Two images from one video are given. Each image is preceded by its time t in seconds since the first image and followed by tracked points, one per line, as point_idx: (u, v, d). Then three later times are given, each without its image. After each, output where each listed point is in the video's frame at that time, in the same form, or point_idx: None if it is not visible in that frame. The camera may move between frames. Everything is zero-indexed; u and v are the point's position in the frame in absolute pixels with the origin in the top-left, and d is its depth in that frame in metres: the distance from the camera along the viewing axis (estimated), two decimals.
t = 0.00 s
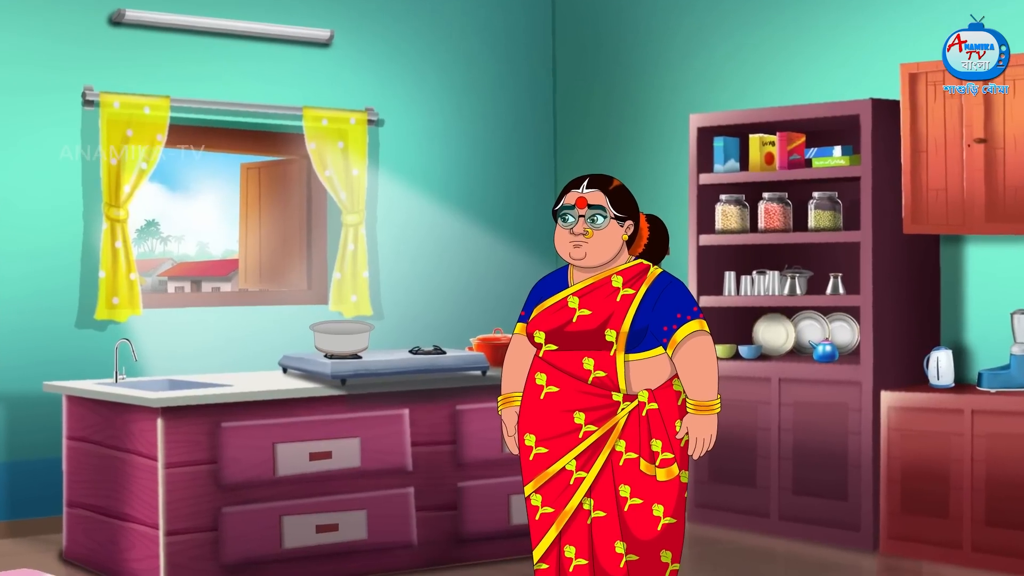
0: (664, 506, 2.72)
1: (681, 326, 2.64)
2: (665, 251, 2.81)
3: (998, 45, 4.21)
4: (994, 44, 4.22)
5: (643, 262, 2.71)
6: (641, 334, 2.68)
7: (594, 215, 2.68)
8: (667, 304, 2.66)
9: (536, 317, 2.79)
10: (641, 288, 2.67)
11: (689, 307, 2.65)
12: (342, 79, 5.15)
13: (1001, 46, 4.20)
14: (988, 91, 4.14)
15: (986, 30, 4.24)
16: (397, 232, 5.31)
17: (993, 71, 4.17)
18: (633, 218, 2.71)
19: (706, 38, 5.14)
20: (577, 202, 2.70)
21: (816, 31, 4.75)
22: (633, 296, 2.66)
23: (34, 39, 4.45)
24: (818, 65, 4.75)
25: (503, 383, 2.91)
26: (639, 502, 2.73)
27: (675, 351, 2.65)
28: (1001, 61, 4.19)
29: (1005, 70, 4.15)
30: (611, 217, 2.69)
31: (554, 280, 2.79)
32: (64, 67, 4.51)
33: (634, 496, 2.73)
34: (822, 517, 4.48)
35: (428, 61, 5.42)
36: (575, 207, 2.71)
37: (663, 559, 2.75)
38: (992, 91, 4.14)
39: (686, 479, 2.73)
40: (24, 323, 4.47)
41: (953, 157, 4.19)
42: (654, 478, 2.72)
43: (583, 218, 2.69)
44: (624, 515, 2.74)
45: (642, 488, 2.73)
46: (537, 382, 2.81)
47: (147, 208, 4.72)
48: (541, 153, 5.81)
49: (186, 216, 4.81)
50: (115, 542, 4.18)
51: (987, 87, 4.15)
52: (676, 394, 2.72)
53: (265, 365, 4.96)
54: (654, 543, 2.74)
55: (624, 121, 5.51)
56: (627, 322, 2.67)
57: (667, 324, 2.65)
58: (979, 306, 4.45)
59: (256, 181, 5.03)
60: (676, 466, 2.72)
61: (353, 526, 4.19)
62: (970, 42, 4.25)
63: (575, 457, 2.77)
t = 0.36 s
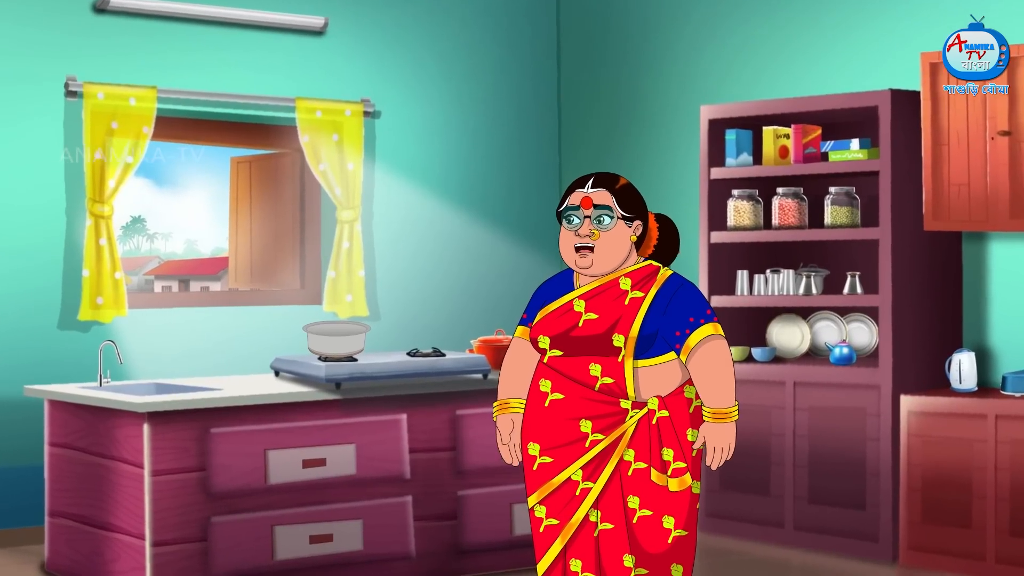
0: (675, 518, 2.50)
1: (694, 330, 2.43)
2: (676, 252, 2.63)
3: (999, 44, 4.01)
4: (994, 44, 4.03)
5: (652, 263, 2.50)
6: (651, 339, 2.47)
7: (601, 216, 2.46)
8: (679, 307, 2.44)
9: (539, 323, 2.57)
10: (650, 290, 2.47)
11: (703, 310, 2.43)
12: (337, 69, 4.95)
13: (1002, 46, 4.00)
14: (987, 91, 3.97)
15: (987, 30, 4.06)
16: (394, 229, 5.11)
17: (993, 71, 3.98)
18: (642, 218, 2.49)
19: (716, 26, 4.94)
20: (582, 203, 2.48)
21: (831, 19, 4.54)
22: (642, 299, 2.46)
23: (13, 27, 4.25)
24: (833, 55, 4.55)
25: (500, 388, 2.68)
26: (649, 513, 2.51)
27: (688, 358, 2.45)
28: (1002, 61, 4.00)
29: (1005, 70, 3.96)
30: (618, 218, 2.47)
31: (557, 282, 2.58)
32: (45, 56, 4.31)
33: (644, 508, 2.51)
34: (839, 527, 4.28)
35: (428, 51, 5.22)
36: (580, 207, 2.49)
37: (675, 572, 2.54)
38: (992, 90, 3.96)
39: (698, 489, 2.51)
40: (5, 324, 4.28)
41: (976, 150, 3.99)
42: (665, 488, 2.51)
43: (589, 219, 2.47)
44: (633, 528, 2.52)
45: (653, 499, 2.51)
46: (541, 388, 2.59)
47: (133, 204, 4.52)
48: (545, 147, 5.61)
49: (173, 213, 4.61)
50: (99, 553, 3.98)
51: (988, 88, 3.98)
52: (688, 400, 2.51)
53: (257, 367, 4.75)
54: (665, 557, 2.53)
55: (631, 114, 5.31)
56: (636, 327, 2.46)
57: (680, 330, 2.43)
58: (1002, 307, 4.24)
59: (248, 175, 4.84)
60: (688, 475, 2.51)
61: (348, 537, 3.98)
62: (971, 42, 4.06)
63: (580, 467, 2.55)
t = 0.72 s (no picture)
0: (684, 526, 2.38)
1: (703, 329, 2.33)
2: (688, 245, 2.46)
3: (999, 44, 3.88)
4: (994, 44, 3.89)
5: (660, 258, 2.40)
6: (658, 338, 2.36)
7: (608, 208, 2.37)
8: (687, 305, 2.34)
9: (543, 321, 2.46)
10: (659, 287, 2.35)
11: (712, 308, 2.33)
12: (333, 60, 4.79)
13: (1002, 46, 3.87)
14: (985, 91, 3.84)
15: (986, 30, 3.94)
16: (391, 225, 4.95)
17: (993, 71, 3.85)
18: (649, 210, 2.39)
19: (725, 16, 4.78)
20: (589, 193, 2.37)
21: (844, 8, 4.38)
22: (650, 295, 2.35)
23: None
24: (847, 46, 4.38)
25: (507, 391, 2.58)
26: (656, 521, 2.39)
27: (696, 357, 2.34)
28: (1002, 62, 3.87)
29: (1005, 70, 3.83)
30: (626, 209, 2.36)
31: (562, 278, 2.46)
32: (29, 46, 4.15)
33: (652, 515, 2.39)
34: (854, 536, 4.11)
35: (427, 42, 5.06)
36: (585, 198, 2.38)
37: None
38: (992, 90, 3.83)
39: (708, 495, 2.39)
40: None
41: (997, 143, 3.83)
42: (673, 494, 2.39)
43: (595, 211, 2.37)
44: (640, 536, 2.40)
45: (661, 506, 2.39)
46: (544, 389, 2.46)
47: (120, 200, 4.38)
48: (548, 140, 5.44)
49: (162, 210, 4.46)
50: (85, 563, 3.82)
51: (988, 87, 3.84)
52: (698, 403, 2.39)
53: (249, 370, 4.58)
54: (674, 568, 2.40)
55: (638, 107, 5.15)
56: (644, 325, 2.35)
57: (688, 327, 2.33)
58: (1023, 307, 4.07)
59: (240, 170, 4.66)
60: (697, 481, 2.38)
61: (344, 546, 3.82)
62: (970, 42, 3.93)
63: (586, 472, 2.43)
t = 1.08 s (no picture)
0: (695, 537, 2.29)
1: (715, 329, 2.23)
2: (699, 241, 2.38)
3: (999, 44, 3.71)
4: (994, 44, 3.73)
5: (671, 255, 2.31)
6: (669, 339, 2.27)
7: (615, 202, 2.28)
8: (698, 304, 2.25)
9: (548, 321, 2.38)
10: (668, 286, 2.27)
11: (724, 308, 2.24)
12: (327, 49, 4.61)
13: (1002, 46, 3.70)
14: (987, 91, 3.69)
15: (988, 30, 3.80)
16: (388, 221, 4.78)
17: (992, 71, 3.69)
18: (660, 205, 2.30)
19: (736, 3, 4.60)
20: (595, 187, 2.29)
21: None
22: (659, 295, 2.27)
23: None
24: (865, 35, 4.20)
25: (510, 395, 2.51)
26: (666, 532, 2.30)
27: (708, 359, 2.25)
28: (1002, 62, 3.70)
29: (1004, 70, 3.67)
30: (634, 204, 2.28)
31: (568, 276, 2.38)
32: (10, 34, 3.98)
33: (661, 526, 2.31)
34: (872, 548, 3.91)
35: (426, 31, 4.88)
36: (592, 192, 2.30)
37: None
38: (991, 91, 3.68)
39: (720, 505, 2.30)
40: None
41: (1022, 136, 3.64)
42: (684, 504, 2.30)
43: (603, 206, 2.29)
44: (650, 548, 2.32)
45: (671, 516, 2.30)
46: (549, 393, 2.40)
47: (105, 196, 4.22)
48: (552, 133, 5.26)
49: (148, 206, 4.30)
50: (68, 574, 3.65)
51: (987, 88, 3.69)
52: (710, 408, 2.30)
53: (240, 373, 4.40)
54: None
55: (646, 99, 4.98)
56: (653, 326, 2.26)
57: (699, 328, 2.24)
58: None
59: (230, 163, 4.54)
60: (709, 490, 2.30)
61: (339, 557, 3.64)
62: (971, 42, 3.82)
63: (592, 480, 2.36)
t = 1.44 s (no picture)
0: (708, 550, 2.22)
1: (728, 331, 2.16)
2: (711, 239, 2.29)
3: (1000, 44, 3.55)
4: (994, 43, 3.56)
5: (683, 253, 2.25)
6: (680, 341, 2.21)
7: (624, 197, 2.22)
8: (710, 305, 2.18)
9: (553, 323, 2.33)
10: (680, 284, 2.21)
11: (739, 309, 2.17)
12: (322, 37, 4.43)
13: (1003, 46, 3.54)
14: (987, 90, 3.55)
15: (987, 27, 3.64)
16: (385, 217, 4.60)
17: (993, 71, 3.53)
18: (670, 200, 2.24)
19: None
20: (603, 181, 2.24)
21: None
22: (671, 293, 2.21)
23: None
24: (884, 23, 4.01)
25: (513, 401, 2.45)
26: (677, 544, 2.23)
27: (721, 362, 2.18)
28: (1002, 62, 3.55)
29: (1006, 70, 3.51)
30: (643, 198, 2.22)
31: (574, 275, 2.33)
32: None
33: (672, 538, 2.24)
34: (892, 560, 3.72)
35: (425, 19, 4.70)
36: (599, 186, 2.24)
37: None
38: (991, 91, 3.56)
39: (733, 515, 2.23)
40: None
41: None
42: (696, 515, 2.23)
43: (610, 201, 2.23)
44: (660, 560, 2.25)
45: (682, 529, 2.23)
46: (554, 399, 2.34)
47: (90, 190, 4.07)
48: (556, 125, 5.07)
49: (132, 201, 4.16)
50: None
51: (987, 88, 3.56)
52: (724, 414, 2.22)
53: (228, 376, 4.22)
54: None
55: (656, 89, 4.80)
56: (664, 327, 2.20)
57: (712, 330, 2.18)
58: None
59: (219, 157, 4.36)
60: (722, 500, 2.22)
61: (333, 570, 3.44)
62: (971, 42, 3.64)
63: (599, 490, 2.30)
